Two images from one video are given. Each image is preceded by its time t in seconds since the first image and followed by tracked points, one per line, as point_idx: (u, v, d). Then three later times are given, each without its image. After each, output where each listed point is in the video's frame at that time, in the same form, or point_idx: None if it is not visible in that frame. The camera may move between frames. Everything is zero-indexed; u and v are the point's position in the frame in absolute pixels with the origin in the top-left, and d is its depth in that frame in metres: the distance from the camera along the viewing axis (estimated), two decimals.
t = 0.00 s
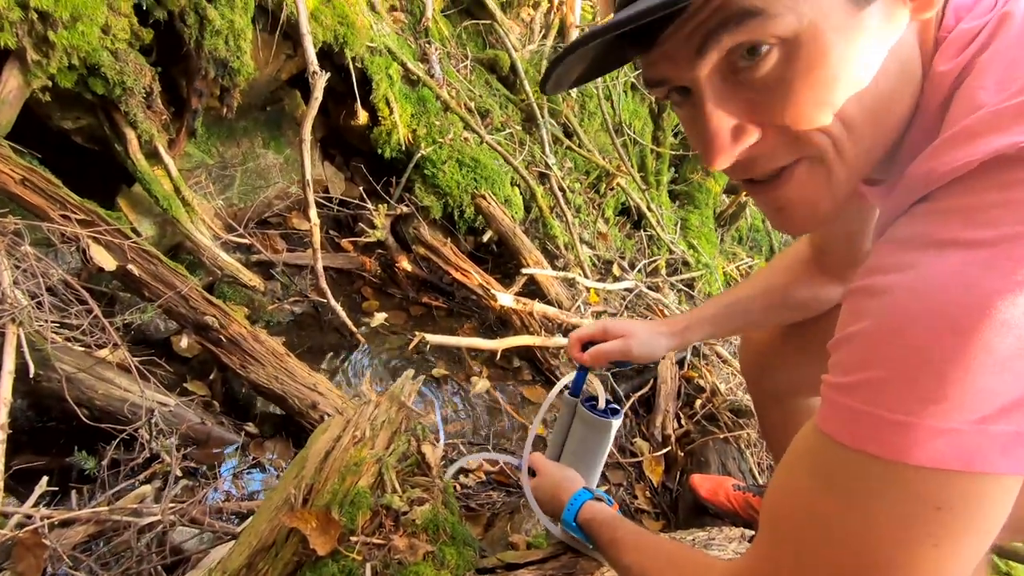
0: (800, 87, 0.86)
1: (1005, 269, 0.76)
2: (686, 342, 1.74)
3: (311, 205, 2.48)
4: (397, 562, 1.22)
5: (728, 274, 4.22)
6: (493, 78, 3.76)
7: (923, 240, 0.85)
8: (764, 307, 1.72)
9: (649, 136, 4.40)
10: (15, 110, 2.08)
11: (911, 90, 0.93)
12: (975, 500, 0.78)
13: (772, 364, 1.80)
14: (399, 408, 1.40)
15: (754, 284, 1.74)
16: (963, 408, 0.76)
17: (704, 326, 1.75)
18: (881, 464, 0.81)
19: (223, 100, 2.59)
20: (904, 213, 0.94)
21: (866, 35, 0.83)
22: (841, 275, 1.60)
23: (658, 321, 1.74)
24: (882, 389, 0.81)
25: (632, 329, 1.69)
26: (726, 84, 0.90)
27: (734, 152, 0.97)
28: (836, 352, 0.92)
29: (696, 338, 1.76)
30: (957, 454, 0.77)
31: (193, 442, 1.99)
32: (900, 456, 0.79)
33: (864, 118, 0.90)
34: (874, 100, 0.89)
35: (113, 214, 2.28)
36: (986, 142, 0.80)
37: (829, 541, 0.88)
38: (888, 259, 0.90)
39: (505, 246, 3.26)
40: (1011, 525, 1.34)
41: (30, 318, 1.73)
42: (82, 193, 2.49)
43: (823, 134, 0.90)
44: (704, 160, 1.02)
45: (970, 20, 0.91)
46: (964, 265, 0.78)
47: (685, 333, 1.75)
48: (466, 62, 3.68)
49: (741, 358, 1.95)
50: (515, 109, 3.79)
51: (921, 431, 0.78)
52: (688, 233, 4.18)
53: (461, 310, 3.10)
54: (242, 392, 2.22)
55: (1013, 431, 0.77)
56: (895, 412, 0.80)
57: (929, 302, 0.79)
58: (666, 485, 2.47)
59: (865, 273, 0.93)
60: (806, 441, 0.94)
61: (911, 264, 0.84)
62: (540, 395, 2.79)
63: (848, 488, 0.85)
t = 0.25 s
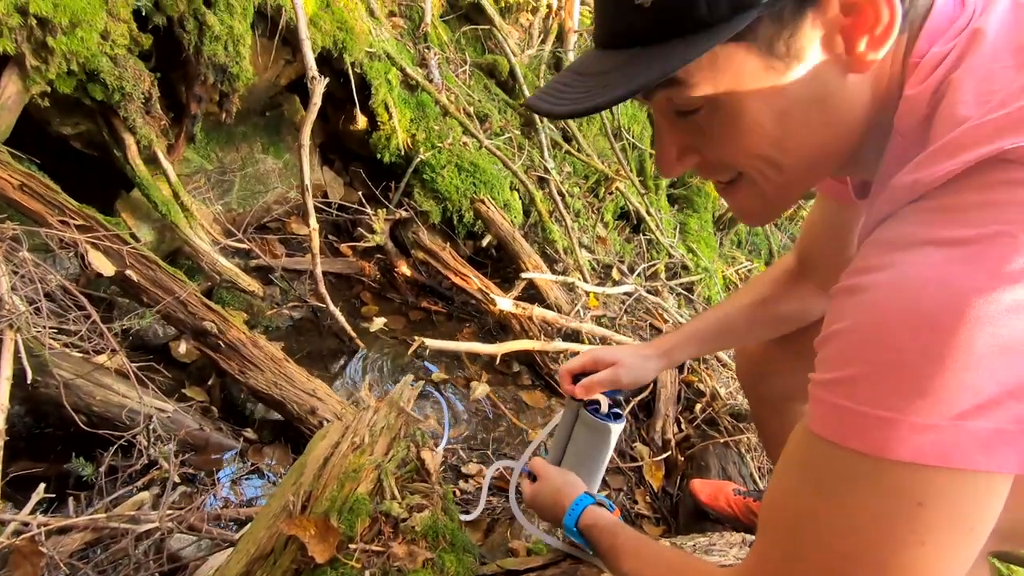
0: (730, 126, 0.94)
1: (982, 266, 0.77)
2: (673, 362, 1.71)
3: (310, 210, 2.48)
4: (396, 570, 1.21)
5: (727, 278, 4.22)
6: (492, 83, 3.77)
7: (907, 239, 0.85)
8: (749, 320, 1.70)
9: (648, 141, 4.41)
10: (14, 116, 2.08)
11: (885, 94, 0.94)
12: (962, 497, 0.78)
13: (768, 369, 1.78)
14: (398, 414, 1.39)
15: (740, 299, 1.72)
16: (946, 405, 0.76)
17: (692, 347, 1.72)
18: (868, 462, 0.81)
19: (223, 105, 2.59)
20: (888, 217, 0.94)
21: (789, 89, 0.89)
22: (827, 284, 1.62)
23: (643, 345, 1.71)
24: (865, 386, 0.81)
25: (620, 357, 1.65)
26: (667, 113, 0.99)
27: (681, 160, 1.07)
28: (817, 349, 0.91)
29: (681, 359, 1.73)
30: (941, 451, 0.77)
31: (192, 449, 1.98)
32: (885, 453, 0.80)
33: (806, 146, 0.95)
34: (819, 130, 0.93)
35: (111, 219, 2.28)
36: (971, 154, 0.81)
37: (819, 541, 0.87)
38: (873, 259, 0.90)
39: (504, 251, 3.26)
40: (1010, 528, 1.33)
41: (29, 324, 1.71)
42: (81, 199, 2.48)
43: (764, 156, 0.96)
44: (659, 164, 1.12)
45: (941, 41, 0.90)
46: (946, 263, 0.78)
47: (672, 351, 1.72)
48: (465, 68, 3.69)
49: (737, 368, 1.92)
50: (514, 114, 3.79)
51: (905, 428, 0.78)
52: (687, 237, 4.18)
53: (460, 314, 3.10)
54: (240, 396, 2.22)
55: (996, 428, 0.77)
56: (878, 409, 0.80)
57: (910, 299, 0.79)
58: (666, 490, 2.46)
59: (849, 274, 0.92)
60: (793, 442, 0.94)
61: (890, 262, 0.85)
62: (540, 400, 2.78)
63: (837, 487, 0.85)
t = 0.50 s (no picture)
0: (700, 146, 1.01)
1: (990, 270, 0.77)
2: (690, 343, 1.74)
3: (311, 212, 2.47)
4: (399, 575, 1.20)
5: (728, 279, 4.22)
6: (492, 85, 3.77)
7: (916, 245, 0.86)
8: (758, 311, 1.73)
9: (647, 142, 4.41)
10: (14, 119, 2.08)
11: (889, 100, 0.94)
12: (974, 504, 0.77)
13: (776, 369, 1.78)
14: (402, 418, 1.39)
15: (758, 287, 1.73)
16: (957, 410, 0.76)
17: (707, 325, 1.75)
18: (877, 467, 0.81)
19: (223, 108, 2.59)
20: (894, 226, 0.94)
21: (745, 125, 0.93)
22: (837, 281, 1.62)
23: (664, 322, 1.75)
24: (874, 391, 0.81)
25: (638, 331, 1.69)
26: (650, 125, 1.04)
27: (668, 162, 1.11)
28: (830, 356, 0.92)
29: (698, 341, 1.76)
30: (951, 457, 0.77)
31: (193, 453, 1.98)
32: (893, 458, 0.80)
33: (790, 164, 0.97)
34: (802, 150, 0.95)
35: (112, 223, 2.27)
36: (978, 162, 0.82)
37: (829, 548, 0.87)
38: (880, 263, 0.90)
39: (505, 253, 3.26)
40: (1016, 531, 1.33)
41: (29, 328, 1.71)
42: (81, 202, 2.48)
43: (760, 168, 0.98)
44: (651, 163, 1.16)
45: (936, 54, 0.90)
46: (955, 268, 0.79)
47: (691, 332, 1.75)
48: (465, 70, 3.69)
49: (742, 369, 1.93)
50: (514, 116, 3.80)
51: (915, 433, 0.78)
52: (688, 238, 4.18)
53: (461, 317, 3.10)
54: (242, 400, 2.21)
55: (1009, 434, 0.76)
56: (888, 414, 0.80)
57: (920, 305, 0.79)
58: (670, 492, 2.45)
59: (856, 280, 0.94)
60: (804, 447, 0.94)
61: (900, 268, 0.85)
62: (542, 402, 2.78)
63: (846, 491, 0.85)
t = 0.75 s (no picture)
0: (689, 145, 1.01)
1: (983, 275, 0.77)
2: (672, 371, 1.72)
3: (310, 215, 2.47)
4: None
5: (727, 279, 4.22)
6: (490, 86, 3.77)
7: (910, 247, 0.85)
8: (748, 324, 1.70)
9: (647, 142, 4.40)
10: (12, 124, 2.07)
11: (881, 103, 0.94)
12: (964, 507, 0.77)
13: (773, 370, 1.76)
14: (400, 423, 1.37)
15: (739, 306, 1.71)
16: (947, 414, 0.76)
17: (688, 355, 1.72)
18: (870, 471, 0.81)
19: (222, 111, 2.59)
20: (886, 232, 0.93)
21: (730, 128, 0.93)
22: (825, 290, 1.61)
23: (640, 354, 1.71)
24: (865, 394, 0.81)
25: (616, 368, 1.64)
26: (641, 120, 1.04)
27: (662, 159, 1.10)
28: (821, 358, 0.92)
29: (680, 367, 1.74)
30: (943, 461, 0.76)
31: (192, 456, 1.98)
32: (884, 461, 0.79)
33: (778, 166, 0.97)
34: (790, 152, 0.95)
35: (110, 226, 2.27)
36: (971, 167, 0.81)
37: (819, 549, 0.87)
38: (875, 266, 0.89)
39: (504, 254, 3.26)
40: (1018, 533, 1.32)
41: (27, 333, 1.70)
42: (80, 206, 2.48)
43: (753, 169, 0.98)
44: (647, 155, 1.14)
45: (929, 60, 0.90)
46: (947, 271, 0.79)
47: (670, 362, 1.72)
48: (464, 71, 3.69)
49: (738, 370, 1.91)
50: (513, 116, 3.79)
51: (906, 436, 0.77)
52: (687, 238, 4.18)
53: (461, 318, 3.09)
54: (241, 404, 2.20)
55: (999, 439, 0.76)
56: (879, 418, 0.79)
57: (912, 307, 0.79)
58: (670, 493, 2.45)
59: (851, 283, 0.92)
60: (796, 449, 0.93)
61: (894, 271, 0.85)
62: (541, 403, 2.77)
63: (838, 493, 0.84)
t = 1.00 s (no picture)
0: (683, 153, 1.00)
1: (990, 281, 0.76)
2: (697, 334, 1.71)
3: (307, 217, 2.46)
4: None
5: (728, 279, 4.21)
6: (489, 87, 3.76)
7: (913, 252, 0.84)
8: (769, 304, 1.70)
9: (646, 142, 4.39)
10: (7, 127, 2.07)
11: (880, 106, 0.93)
12: (968, 516, 0.76)
13: (777, 368, 1.74)
14: (395, 428, 1.37)
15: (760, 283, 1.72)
16: (955, 423, 0.75)
17: (714, 318, 1.72)
18: (874, 479, 0.80)
19: (218, 113, 2.58)
20: (889, 236, 0.92)
21: (723, 138, 0.92)
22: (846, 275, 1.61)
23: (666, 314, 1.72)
24: (872, 400, 0.80)
25: (641, 328, 1.66)
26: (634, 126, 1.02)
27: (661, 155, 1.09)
28: (825, 363, 0.91)
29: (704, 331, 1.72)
30: (950, 470, 0.75)
31: (189, 461, 1.96)
32: (891, 470, 0.78)
33: (776, 172, 0.96)
34: (790, 156, 0.93)
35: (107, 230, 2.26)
36: (974, 171, 0.80)
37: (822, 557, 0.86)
38: (877, 271, 0.88)
39: (503, 255, 3.25)
40: (1023, 536, 1.30)
41: (22, 338, 1.71)
42: (77, 209, 2.47)
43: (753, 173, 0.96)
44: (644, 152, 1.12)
45: (931, 59, 0.88)
46: (953, 276, 0.78)
47: (697, 323, 1.72)
48: (462, 71, 3.68)
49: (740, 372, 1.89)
50: (511, 117, 3.78)
51: (913, 445, 0.76)
52: (688, 238, 4.16)
53: (460, 320, 3.08)
54: (239, 408, 2.19)
55: (1005, 447, 0.76)
56: (886, 425, 0.78)
57: (918, 314, 0.78)
58: (671, 495, 2.43)
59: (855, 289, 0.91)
60: (799, 455, 0.92)
61: (899, 276, 0.83)
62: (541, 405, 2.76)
63: (843, 502, 0.83)
